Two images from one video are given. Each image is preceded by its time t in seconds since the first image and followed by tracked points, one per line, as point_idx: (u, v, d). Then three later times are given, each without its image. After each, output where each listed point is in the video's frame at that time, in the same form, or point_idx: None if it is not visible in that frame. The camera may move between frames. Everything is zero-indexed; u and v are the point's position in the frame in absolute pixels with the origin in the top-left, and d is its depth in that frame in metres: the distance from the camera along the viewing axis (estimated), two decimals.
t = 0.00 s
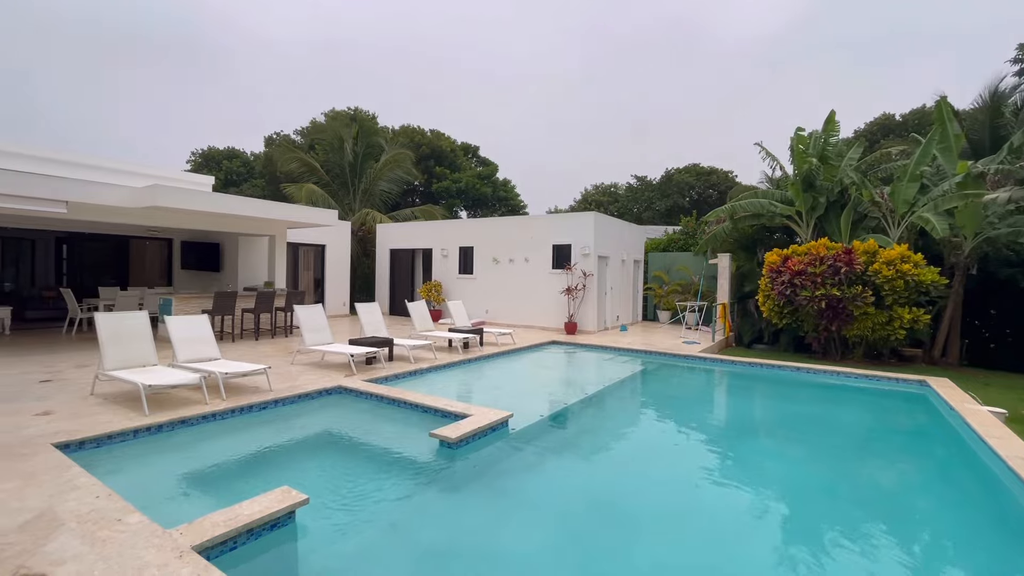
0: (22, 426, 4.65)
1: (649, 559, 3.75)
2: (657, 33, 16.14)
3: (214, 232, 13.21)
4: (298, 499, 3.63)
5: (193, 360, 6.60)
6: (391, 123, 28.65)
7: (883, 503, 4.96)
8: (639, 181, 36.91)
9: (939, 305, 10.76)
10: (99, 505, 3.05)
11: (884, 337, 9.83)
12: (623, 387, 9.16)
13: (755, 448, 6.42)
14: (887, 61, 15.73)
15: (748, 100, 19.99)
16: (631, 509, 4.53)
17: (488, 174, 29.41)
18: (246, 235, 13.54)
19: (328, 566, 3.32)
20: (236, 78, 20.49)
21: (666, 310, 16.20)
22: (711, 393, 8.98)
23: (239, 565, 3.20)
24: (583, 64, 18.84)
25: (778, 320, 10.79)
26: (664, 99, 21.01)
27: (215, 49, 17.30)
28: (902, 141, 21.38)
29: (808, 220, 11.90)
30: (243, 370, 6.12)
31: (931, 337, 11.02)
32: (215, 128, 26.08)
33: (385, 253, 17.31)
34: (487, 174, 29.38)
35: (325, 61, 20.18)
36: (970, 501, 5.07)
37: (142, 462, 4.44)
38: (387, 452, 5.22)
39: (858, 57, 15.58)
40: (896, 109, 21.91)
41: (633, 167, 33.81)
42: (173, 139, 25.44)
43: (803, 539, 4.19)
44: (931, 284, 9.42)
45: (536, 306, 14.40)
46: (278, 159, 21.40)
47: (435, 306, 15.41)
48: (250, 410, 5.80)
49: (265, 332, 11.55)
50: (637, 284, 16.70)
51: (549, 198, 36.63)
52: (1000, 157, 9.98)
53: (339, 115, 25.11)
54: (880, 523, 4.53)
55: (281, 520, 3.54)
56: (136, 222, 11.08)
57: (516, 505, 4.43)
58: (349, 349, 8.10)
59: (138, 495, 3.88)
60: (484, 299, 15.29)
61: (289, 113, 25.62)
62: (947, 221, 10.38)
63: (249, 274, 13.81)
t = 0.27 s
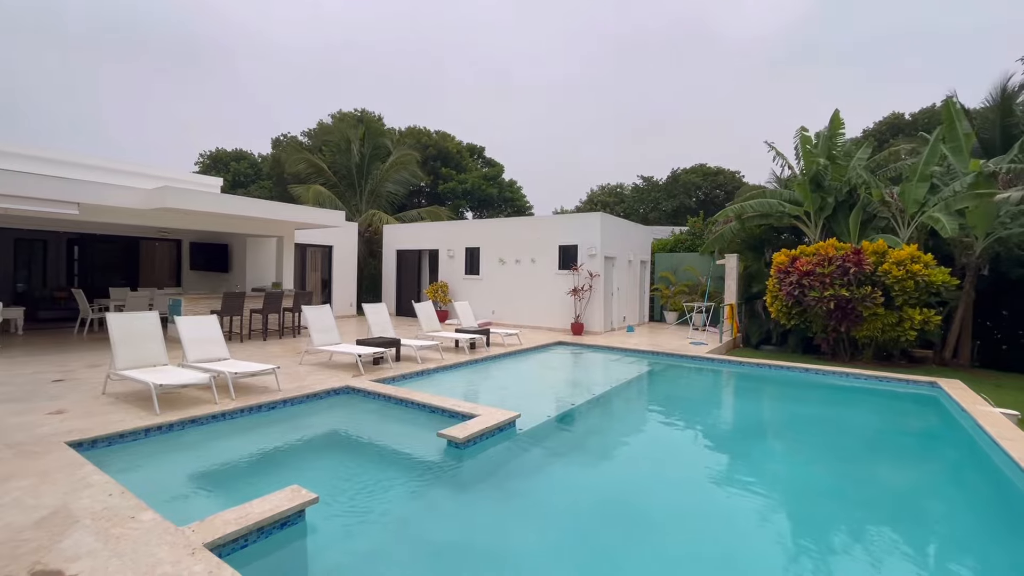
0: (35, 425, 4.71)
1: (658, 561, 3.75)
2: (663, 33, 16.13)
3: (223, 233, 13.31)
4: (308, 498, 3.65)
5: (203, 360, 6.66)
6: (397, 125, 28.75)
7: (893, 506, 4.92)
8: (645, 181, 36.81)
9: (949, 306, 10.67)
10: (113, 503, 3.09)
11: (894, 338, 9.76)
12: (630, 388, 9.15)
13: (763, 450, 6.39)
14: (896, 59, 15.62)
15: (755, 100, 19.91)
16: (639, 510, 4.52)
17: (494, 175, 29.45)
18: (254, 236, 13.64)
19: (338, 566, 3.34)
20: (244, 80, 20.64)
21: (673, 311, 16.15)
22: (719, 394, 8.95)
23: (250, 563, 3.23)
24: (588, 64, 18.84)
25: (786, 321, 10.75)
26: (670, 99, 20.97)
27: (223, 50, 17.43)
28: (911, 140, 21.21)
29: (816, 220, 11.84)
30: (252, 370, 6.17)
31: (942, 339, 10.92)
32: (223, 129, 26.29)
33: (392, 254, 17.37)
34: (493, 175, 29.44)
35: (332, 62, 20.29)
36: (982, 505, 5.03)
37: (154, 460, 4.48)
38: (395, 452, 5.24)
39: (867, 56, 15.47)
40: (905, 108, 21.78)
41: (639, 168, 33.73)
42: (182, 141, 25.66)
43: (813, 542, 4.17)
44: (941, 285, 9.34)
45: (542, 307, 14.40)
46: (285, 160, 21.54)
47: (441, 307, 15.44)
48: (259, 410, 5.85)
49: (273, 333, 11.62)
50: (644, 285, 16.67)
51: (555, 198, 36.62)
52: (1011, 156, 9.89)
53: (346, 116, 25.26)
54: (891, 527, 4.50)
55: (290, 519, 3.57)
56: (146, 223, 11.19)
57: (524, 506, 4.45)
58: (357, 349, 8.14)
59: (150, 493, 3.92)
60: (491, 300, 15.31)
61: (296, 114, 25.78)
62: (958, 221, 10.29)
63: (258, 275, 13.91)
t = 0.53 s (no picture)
0: (40, 423, 4.74)
1: (660, 562, 3.72)
2: (666, 32, 16.10)
3: (228, 233, 13.38)
4: (308, 496, 3.66)
5: (206, 359, 6.68)
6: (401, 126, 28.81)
7: (899, 508, 4.87)
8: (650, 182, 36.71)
9: (957, 306, 10.56)
10: (114, 500, 3.10)
11: (901, 339, 9.68)
12: (634, 388, 9.12)
13: (768, 451, 6.35)
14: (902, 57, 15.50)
15: (760, 99, 19.81)
16: (641, 511, 4.50)
17: (498, 175, 29.44)
18: (259, 237, 13.70)
19: (338, 564, 3.34)
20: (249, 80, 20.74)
21: (677, 311, 16.08)
22: (723, 395, 8.90)
23: (249, 560, 3.24)
24: (592, 63, 18.81)
25: (791, 321, 10.69)
26: (674, 98, 20.90)
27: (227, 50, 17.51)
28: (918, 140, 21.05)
29: (821, 220, 11.77)
30: (254, 369, 6.18)
31: (950, 339, 10.82)
32: (229, 130, 26.43)
33: (396, 254, 17.39)
34: (497, 176, 29.45)
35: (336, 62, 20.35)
36: (990, 508, 4.97)
37: (157, 458, 4.50)
38: (397, 452, 5.24)
39: (873, 54, 15.36)
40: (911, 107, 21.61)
41: (644, 168, 33.64)
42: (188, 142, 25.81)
43: (817, 544, 4.13)
44: (949, 284, 9.25)
45: (546, 307, 14.38)
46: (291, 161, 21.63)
47: (445, 307, 15.45)
48: (262, 409, 5.86)
49: (277, 333, 11.66)
50: (648, 285, 16.62)
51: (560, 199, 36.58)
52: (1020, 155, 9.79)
53: (351, 117, 25.32)
54: (896, 529, 4.45)
55: (291, 517, 3.57)
56: (151, 224, 11.27)
57: (526, 505, 4.44)
58: (360, 349, 8.15)
59: (152, 491, 3.94)
60: (495, 300, 15.29)
61: (301, 115, 25.88)
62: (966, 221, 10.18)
63: (262, 275, 13.96)
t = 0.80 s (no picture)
0: (35, 422, 4.74)
1: (654, 563, 3.70)
2: (666, 32, 16.08)
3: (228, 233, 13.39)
4: (299, 496, 3.65)
5: (203, 359, 6.68)
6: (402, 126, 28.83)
7: (898, 509, 4.84)
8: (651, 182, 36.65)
9: (959, 306, 10.50)
10: (104, 500, 3.10)
11: (902, 339, 9.63)
12: (633, 388, 9.09)
13: (767, 451, 6.32)
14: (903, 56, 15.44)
15: (760, 98, 19.76)
16: (638, 512, 4.47)
17: (499, 176, 29.43)
18: (259, 237, 13.72)
19: (329, 564, 3.33)
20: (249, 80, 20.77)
21: (678, 312, 16.04)
22: (723, 395, 8.87)
23: (239, 560, 3.24)
24: (592, 63, 18.79)
25: (791, 322, 10.66)
26: (675, 98, 20.88)
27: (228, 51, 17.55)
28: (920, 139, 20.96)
29: (822, 219, 11.73)
30: (251, 369, 6.18)
31: (952, 340, 10.76)
32: (231, 130, 26.50)
33: (396, 255, 17.39)
34: (498, 176, 29.44)
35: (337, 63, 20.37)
36: (990, 509, 4.93)
37: (151, 458, 4.50)
38: (392, 452, 5.23)
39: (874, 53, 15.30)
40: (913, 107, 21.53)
41: (645, 168, 33.59)
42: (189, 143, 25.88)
43: (813, 545, 4.10)
44: (950, 284, 9.20)
45: (546, 308, 14.36)
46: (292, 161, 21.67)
47: (445, 307, 15.45)
48: (258, 408, 5.86)
49: (277, 333, 11.66)
50: (648, 286, 16.59)
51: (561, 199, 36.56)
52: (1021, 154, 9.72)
53: (352, 117, 25.35)
54: (895, 530, 4.42)
55: (281, 517, 3.57)
56: (151, 224, 11.29)
57: (521, 506, 4.42)
58: (358, 349, 8.14)
59: (146, 490, 3.94)
60: (494, 300, 15.28)
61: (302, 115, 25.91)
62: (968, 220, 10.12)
63: (262, 275, 13.97)
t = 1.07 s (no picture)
0: (21, 423, 4.70)
1: (645, 563, 3.69)
2: (662, 32, 16.08)
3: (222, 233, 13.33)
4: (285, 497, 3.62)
5: (194, 359, 6.64)
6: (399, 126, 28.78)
7: (890, 508, 4.83)
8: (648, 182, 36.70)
9: (953, 305, 10.52)
10: (87, 501, 3.07)
11: (896, 339, 9.63)
12: (627, 388, 9.08)
13: (760, 451, 6.31)
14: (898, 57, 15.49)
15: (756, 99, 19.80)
16: (630, 512, 4.44)
17: (496, 176, 29.41)
18: (253, 237, 13.66)
19: (316, 565, 3.31)
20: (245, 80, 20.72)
21: (674, 312, 16.05)
22: (717, 395, 8.86)
23: (222, 562, 3.21)
24: (588, 63, 18.80)
25: (786, 322, 10.67)
26: (671, 98, 20.91)
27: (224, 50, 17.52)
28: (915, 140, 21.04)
29: (817, 219, 11.73)
30: (241, 369, 6.14)
31: (945, 340, 10.78)
32: (227, 130, 26.42)
33: (391, 255, 17.36)
34: (495, 176, 29.42)
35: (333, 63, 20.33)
36: (982, 508, 4.93)
37: (139, 459, 4.46)
38: (382, 452, 5.20)
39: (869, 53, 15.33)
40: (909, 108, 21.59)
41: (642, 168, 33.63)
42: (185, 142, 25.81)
43: (804, 544, 4.09)
44: (944, 284, 9.21)
45: (541, 307, 14.35)
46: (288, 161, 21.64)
47: (441, 307, 15.43)
48: (248, 409, 5.83)
49: (270, 333, 11.61)
50: (644, 286, 16.61)
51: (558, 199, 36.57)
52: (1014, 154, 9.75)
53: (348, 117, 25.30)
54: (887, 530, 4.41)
55: (266, 518, 3.54)
56: (144, 224, 11.23)
57: (512, 506, 4.39)
58: (351, 349, 8.11)
59: (132, 491, 3.91)
60: (490, 300, 15.26)
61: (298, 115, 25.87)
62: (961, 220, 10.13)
63: (256, 275, 13.91)
